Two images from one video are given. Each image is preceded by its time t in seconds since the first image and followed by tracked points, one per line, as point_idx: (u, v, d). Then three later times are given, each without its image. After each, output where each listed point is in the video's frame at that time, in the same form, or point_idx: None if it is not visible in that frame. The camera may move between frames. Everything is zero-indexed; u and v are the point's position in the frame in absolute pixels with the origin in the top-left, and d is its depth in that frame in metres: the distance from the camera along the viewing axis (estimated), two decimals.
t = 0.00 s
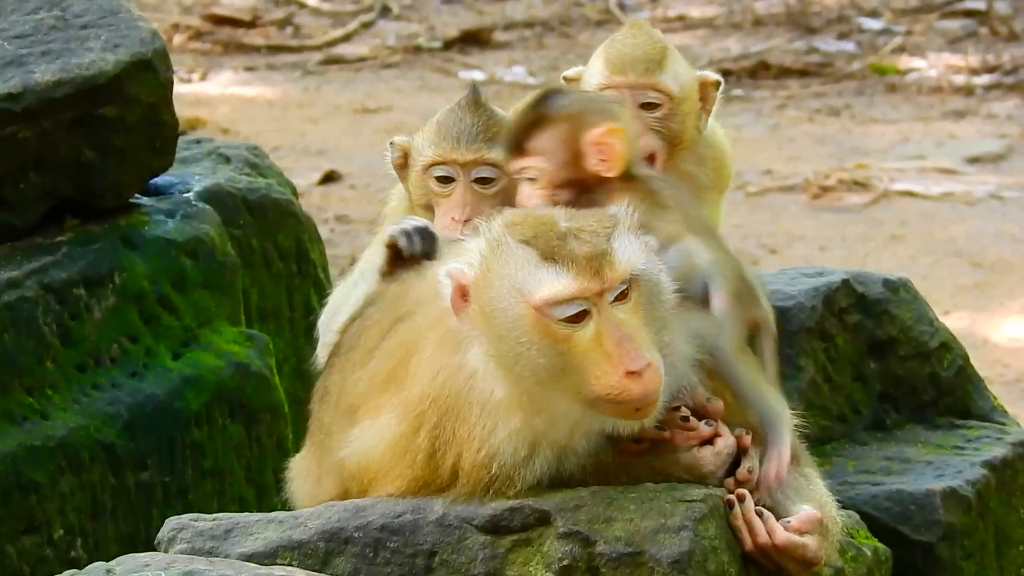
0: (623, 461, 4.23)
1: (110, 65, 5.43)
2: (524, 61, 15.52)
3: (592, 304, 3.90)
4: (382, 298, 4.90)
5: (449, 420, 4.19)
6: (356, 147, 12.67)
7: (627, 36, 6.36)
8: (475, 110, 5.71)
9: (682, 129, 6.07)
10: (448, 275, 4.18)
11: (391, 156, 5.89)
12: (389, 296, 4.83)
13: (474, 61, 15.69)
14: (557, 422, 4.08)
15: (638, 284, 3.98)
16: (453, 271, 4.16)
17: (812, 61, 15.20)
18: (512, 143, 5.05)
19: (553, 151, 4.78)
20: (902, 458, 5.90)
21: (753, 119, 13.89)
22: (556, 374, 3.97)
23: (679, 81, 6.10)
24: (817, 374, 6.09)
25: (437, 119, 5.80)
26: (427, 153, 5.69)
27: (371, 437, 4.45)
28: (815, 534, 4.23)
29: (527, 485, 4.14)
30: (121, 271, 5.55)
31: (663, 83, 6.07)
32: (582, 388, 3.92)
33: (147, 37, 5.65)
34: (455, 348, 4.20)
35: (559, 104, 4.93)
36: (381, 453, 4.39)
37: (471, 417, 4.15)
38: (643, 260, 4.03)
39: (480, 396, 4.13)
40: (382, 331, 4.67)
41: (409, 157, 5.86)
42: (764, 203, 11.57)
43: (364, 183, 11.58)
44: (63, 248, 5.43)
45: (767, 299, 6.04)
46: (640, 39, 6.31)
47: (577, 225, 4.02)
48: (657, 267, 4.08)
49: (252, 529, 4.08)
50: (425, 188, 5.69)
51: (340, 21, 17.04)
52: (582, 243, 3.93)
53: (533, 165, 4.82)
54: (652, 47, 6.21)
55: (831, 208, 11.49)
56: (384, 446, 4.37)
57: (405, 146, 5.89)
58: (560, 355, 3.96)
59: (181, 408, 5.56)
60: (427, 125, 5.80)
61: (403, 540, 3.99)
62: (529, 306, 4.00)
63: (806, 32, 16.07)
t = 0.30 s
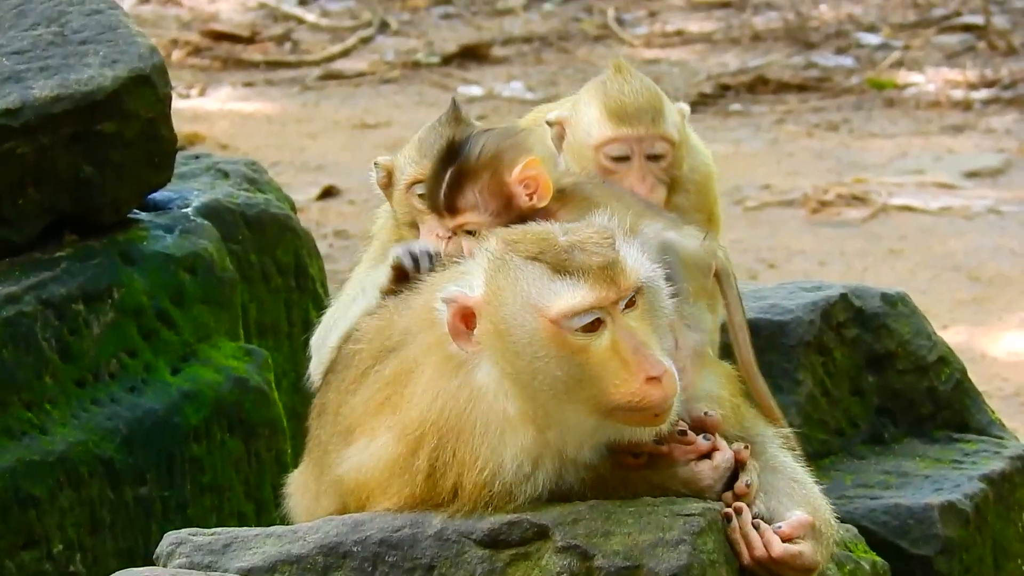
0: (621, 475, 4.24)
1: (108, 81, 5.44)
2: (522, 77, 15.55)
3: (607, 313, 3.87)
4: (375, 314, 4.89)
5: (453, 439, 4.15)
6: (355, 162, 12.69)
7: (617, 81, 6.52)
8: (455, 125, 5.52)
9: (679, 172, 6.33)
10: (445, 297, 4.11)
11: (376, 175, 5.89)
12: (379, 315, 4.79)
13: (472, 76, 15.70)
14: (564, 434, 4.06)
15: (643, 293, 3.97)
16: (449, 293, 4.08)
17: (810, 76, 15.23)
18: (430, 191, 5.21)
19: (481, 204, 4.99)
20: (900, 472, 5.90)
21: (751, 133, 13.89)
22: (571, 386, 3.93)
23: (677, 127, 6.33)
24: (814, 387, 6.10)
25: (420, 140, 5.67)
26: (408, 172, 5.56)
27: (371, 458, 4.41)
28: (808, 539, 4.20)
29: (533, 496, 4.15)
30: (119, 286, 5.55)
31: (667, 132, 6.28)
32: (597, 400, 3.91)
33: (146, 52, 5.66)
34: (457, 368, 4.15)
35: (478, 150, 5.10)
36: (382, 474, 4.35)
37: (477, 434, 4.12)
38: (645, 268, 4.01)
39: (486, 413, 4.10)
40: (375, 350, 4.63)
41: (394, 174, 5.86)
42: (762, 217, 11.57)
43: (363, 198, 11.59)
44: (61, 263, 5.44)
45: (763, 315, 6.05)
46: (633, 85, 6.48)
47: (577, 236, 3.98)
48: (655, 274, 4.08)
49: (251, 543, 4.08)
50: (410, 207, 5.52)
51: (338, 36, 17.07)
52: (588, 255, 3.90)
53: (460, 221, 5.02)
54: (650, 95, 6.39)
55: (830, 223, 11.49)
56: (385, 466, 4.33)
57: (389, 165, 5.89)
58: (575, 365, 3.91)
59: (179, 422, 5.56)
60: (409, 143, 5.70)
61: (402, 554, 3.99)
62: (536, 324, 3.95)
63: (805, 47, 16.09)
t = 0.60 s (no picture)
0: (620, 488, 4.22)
1: (107, 93, 5.44)
2: (521, 89, 15.57)
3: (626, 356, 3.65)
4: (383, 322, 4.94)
5: (451, 460, 4.11)
6: (353, 174, 12.70)
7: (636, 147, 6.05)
8: (461, 140, 5.77)
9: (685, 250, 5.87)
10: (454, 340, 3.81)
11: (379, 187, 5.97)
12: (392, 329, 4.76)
13: (471, 88, 15.72)
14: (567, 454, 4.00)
15: (661, 330, 3.72)
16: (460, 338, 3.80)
17: (808, 89, 15.26)
18: (409, 253, 4.34)
19: (464, 289, 4.06)
20: (899, 483, 5.90)
21: (750, 145, 13.91)
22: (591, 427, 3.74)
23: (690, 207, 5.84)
24: (814, 398, 6.09)
25: (419, 153, 5.81)
26: (415, 183, 5.67)
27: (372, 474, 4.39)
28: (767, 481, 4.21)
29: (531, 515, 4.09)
30: (118, 298, 5.56)
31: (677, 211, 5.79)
32: (612, 441, 3.73)
33: (145, 64, 5.66)
34: (459, 395, 4.07)
35: (469, 219, 4.14)
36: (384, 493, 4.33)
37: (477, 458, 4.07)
38: (662, 304, 3.76)
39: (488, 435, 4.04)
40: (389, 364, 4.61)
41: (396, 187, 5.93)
42: (761, 230, 11.58)
43: (361, 210, 11.60)
44: (60, 275, 5.44)
45: (763, 327, 6.09)
46: (654, 156, 5.99)
47: (593, 270, 3.70)
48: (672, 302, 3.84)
49: (251, 555, 4.06)
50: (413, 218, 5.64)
51: (336, 48, 17.09)
52: (606, 297, 3.63)
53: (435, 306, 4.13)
54: (669, 171, 5.90)
55: (829, 235, 11.50)
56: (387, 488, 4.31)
57: (391, 177, 5.97)
58: (592, 407, 3.71)
59: (179, 434, 5.56)
60: (411, 156, 5.82)
61: (402, 565, 3.96)
62: (551, 367, 3.73)
63: (803, 59, 16.12)
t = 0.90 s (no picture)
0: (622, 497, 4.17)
1: (110, 99, 5.44)
2: (522, 94, 15.59)
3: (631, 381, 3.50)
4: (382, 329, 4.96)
5: (451, 474, 4.05)
6: (354, 179, 12.71)
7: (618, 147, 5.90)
8: (465, 148, 5.79)
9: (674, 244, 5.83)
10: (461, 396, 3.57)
11: (383, 192, 5.97)
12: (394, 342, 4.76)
13: (472, 94, 15.73)
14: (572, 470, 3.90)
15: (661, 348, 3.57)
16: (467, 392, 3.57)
17: (810, 95, 15.29)
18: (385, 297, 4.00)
19: (451, 325, 3.75)
20: (902, 489, 5.92)
21: (751, 151, 13.92)
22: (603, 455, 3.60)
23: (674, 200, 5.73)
24: (816, 405, 6.10)
25: (423, 162, 5.81)
26: (418, 192, 5.66)
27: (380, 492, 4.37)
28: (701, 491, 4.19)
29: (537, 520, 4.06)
30: (121, 303, 5.56)
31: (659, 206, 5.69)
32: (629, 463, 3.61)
33: (148, 69, 5.66)
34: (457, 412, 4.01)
35: (441, 247, 3.86)
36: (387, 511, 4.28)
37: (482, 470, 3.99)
38: (656, 321, 3.60)
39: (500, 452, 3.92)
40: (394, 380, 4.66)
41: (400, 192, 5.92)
42: (762, 236, 11.59)
43: (362, 216, 11.60)
44: (63, 281, 5.44)
45: (767, 333, 6.12)
46: (635, 154, 5.84)
47: (584, 299, 3.50)
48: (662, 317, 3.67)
49: (254, 560, 4.08)
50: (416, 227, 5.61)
51: (338, 53, 17.09)
52: (604, 326, 3.45)
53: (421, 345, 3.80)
54: (649, 164, 5.76)
55: (830, 241, 11.52)
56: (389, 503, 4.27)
57: (395, 182, 5.96)
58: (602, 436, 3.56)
59: (182, 440, 5.57)
60: (416, 162, 5.81)
61: (405, 571, 3.98)
62: (559, 404, 3.54)
63: (804, 65, 16.13)
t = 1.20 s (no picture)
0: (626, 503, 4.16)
1: (113, 99, 5.44)
2: (524, 96, 15.60)
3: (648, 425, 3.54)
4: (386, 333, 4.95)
5: (455, 482, 4.01)
6: (356, 181, 12.72)
7: (626, 121, 6.02)
8: (463, 148, 5.74)
9: (682, 217, 6.01)
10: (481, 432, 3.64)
11: (384, 193, 5.95)
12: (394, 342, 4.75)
13: (474, 95, 15.74)
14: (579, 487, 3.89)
15: (678, 381, 3.61)
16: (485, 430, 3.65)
17: (812, 96, 15.31)
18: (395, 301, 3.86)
19: (469, 341, 3.72)
20: (906, 491, 5.97)
21: (753, 153, 13.94)
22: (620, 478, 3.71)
23: (683, 174, 5.86)
24: (820, 407, 6.11)
25: (422, 164, 5.78)
26: (417, 196, 5.65)
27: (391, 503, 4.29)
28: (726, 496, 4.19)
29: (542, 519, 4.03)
30: (123, 305, 5.56)
31: (669, 181, 5.84)
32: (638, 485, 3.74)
33: (151, 71, 5.65)
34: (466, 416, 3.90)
35: (452, 262, 3.70)
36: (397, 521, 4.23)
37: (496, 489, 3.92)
38: (673, 354, 3.62)
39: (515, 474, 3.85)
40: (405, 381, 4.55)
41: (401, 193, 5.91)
42: (764, 237, 11.60)
43: (364, 217, 11.61)
44: (66, 281, 5.44)
45: (770, 335, 6.13)
46: (643, 128, 5.98)
47: (603, 338, 3.51)
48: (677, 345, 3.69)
49: (258, 560, 4.10)
50: (418, 231, 5.67)
51: (339, 55, 17.10)
52: (624, 371, 3.47)
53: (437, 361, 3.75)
54: (657, 139, 5.90)
55: (832, 242, 11.53)
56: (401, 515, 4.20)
57: (397, 184, 5.94)
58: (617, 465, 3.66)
59: (185, 441, 5.57)
60: (415, 164, 5.78)
61: (409, 572, 4.02)
62: (574, 445, 3.61)
63: (806, 67, 16.14)
